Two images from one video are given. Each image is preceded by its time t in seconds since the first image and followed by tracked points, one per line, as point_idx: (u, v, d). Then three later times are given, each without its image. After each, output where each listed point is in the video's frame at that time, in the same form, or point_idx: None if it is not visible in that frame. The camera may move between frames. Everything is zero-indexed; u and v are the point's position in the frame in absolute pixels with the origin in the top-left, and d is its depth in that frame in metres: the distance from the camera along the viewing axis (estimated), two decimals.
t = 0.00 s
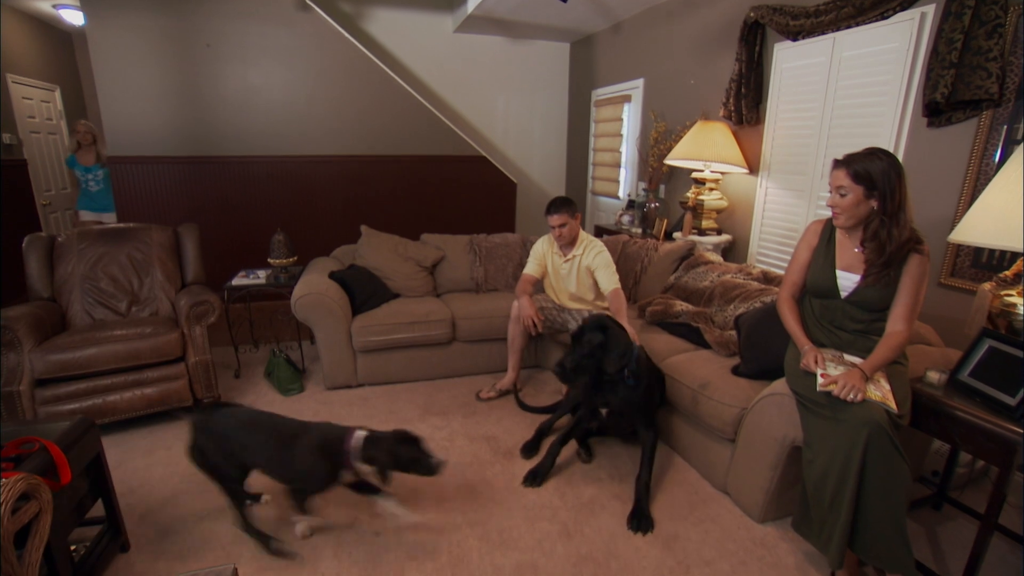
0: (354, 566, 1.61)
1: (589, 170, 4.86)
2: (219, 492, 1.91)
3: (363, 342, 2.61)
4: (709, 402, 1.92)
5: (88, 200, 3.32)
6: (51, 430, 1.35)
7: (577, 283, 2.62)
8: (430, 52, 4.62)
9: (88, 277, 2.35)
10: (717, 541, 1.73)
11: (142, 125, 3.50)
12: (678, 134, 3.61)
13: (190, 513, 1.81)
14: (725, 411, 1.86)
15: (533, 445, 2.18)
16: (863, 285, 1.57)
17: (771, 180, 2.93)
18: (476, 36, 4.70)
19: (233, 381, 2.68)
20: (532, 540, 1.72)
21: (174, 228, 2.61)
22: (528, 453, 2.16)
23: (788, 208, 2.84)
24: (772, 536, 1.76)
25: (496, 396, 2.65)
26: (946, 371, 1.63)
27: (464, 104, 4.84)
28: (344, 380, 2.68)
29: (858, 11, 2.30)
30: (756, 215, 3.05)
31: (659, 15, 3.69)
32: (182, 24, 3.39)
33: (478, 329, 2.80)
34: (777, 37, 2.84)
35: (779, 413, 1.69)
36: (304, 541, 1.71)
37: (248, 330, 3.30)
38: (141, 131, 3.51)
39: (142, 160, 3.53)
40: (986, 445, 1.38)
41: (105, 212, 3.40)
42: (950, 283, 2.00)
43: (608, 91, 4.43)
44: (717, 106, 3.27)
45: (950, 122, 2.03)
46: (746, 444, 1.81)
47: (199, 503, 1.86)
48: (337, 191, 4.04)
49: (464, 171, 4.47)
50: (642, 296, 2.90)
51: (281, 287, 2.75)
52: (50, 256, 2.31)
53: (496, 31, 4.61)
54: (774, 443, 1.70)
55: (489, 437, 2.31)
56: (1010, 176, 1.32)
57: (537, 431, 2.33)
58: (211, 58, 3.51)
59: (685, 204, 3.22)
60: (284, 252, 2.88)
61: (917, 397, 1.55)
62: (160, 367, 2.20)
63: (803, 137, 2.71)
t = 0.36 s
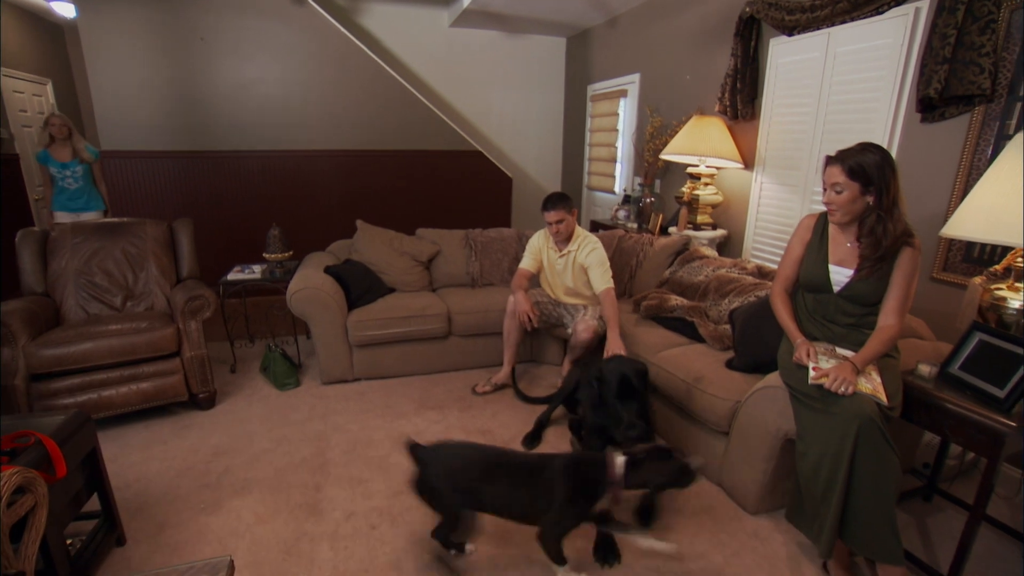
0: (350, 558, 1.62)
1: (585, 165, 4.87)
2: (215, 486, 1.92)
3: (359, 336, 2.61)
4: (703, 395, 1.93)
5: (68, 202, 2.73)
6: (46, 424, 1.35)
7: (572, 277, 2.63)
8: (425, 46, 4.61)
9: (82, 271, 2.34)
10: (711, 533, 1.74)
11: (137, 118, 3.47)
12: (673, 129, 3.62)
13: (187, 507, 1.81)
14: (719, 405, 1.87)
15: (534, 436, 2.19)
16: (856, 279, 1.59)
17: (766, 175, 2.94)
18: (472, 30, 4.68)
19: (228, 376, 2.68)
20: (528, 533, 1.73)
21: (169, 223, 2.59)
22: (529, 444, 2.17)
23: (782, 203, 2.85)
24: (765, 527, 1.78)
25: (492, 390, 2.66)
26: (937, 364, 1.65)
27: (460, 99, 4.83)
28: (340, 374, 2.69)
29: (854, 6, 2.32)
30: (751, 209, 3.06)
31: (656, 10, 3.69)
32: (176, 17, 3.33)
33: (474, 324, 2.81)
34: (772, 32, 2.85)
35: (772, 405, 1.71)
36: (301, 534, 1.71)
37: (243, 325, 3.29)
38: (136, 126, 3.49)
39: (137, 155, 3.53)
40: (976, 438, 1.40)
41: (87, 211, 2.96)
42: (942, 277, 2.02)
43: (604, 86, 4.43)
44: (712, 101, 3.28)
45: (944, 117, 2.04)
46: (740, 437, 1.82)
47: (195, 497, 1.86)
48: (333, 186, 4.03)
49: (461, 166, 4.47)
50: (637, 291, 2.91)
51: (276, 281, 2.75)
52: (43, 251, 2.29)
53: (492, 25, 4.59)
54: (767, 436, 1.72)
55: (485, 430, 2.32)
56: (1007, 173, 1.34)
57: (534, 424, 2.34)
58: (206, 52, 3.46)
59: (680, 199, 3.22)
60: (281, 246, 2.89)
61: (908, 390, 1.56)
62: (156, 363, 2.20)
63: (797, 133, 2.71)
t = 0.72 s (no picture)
0: (345, 551, 1.62)
1: (575, 158, 4.87)
2: (209, 482, 1.92)
3: (352, 330, 2.61)
4: (694, 384, 1.95)
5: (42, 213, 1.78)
6: (36, 422, 1.34)
7: (566, 271, 2.65)
8: (414, 38, 4.58)
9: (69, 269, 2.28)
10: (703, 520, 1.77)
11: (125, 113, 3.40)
12: (663, 121, 3.63)
13: (180, 503, 1.81)
14: (710, 394, 1.89)
15: (527, 428, 2.23)
16: (843, 267, 1.61)
17: (755, 166, 2.95)
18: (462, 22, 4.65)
19: (220, 372, 2.67)
20: (521, 523, 1.75)
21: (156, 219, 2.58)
22: (522, 436, 2.21)
23: (772, 194, 2.87)
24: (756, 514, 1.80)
25: (485, 383, 2.68)
26: (922, 351, 1.68)
27: (450, 92, 4.81)
28: (333, 369, 2.68)
29: None
30: (741, 200, 3.08)
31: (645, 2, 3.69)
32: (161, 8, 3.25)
33: (467, 317, 2.82)
34: (761, 23, 2.86)
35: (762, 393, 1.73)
36: (296, 527, 1.72)
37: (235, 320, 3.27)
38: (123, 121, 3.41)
39: (123, 151, 3.46)
40: (960, 422, 1.43)
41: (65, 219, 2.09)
42: (928, 266, 2.05)
43: (595, 78, 4.43)
44: (702, 93, 3.29)
45: (929, 107, 2.07)
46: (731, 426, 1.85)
47: (188, 493, 1.86)
48: (324, 180, 4.02)
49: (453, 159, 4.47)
50: (628, 283, 2.93)
51: (268, 277, 2.73)
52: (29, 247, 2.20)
53: (481, 18, 4.57)
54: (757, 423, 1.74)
55: (478, 423, 2.34)
56: (990, 163, 1.37)
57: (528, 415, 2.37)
58: (192, 46, 3.41)
59: (671, 190, 3.24)
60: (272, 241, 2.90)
61: (893, 376, 1.59)
62: (149, 357, 2.18)
63: (786, 124, 2.73)
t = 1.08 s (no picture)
0: (331, 551, 1.62)
1: (560, 156, 4.89)
2: (193, 485, 1.90)
3: (337, 330, 2.60)
4: (678, 379, 1.98)
5: None
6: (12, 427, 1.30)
7: (555, 266, 2.67)
8: (397, 36, 4.55)
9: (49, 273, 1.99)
10: (688, 514, 1.79)
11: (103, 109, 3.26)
12: (646, 118, 3.65)
13: (163, 507, 1.79)
14: (693, 388, 1.92)
15: (511, 426, 2.24)
16: (824, 260, 1.64)
17: (737, 164, 2.99)
18: (446, 20, 4.63)
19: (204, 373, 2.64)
20: (508, 520, 1.76)
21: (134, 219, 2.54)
22: (506, 434, 2.22)
23: (753, 191, 2.91)
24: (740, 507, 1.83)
25: (471, 381, 2.68)
26: (898, 344, 1.72)
27: (434, 90, 4.79)
28: (318, 369, 2.67)
29: None
30: (724, 198, 3.11)
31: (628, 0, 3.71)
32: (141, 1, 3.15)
33: (453, 315, 2.82)
34: (742, 22, 2.88)
35: (745, 387, 1.76)
36: (282, 529, 1.71)
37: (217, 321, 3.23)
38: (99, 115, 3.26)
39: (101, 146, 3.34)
40: (935, 411, 1.48)
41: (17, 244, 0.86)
42: (905, 261, 2.09)
43: (579, 77, 4.44)
44: (684, 91, 3.32)
45: (905, 106, 2.11)
46: (714, 420, 1.88)
47: (171, 496, 1.84)
48: (309, 179, 3.99)
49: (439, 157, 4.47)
50: (612, 280, 2.95)
51: (251, 277, 2.71)
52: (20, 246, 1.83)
53: (465, 16, 4.55)
54: (741, 417, 1.77)
55: (464, 420, 2.34)
56: (967, 160, 1.40)
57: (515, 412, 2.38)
58: (172, 42, 3.34)
59: (655, 187, 3.26)
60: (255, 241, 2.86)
61: (872, 369, 1.62)
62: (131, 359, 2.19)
63: (767, 122, 2.77)
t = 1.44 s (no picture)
0: (319, 555, 1.61)
1: (550, 157, 4.89)
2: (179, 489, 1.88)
3: (325, 331, 2.58)
4: (666, 379, 1.99)
5: None
6: None
7: (544, 264, 2.67)
8: (386, 36, 4.54)
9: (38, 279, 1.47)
10: (676, 514, 1.80)
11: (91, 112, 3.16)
12: (635, 120, 3.67)
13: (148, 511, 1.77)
14: (681, 388, 1.93)
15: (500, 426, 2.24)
16: (807, 260, 1.64)
17: (725, 165, 3.01)
18: (436, 20, 4.62)
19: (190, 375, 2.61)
20: (497, 521, 1.75)
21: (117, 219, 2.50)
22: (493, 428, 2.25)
23: (741, 191, 2.93)
24: (728, 506, 1.84)
25: (460, 382, 2.67)
26: (883, 343, 1.74)
27: (423, 90, 4.78)
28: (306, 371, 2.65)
29: None
30: (712, 198, 3.13)
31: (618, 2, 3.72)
32: None
33: (442, 316, 2.81)
34: (730, 25, 2.91)
35: (732, 387, 1.77)
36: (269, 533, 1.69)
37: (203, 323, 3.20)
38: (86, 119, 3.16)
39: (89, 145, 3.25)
40: (918, 409, 1.49)
41: None
42: (889, 262, 2.11)
43: (568, 78, 4.46)
44: (673, 92, 3.34)
45: (889, 108, 2.13)
46: (702, 419, 1.89)
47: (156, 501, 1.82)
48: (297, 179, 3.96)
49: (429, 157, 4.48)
50: (601, 280, 2.96)
51: (238, 278, 2.69)
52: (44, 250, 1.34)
53: (455, 17, 4.55)
54: (728, 417, 1.78)
55: (453, 422, 2.34)
56: (951, 162, 1.43)
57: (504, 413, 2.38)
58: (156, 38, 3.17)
59: (644, 188, 3.27)
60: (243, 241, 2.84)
61: (856, 368, 1.64)
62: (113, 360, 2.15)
63: (755, 124, 2.79)
